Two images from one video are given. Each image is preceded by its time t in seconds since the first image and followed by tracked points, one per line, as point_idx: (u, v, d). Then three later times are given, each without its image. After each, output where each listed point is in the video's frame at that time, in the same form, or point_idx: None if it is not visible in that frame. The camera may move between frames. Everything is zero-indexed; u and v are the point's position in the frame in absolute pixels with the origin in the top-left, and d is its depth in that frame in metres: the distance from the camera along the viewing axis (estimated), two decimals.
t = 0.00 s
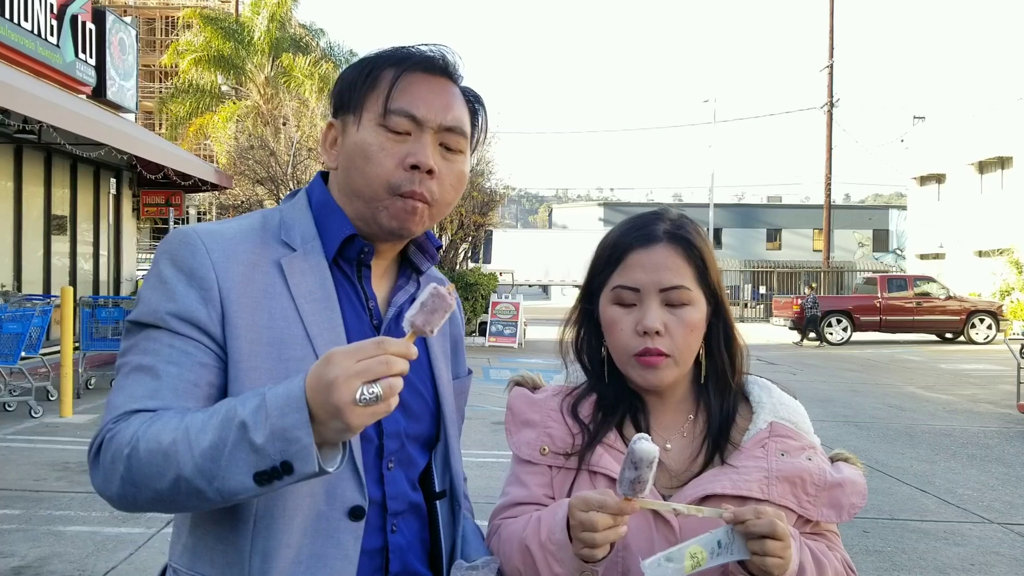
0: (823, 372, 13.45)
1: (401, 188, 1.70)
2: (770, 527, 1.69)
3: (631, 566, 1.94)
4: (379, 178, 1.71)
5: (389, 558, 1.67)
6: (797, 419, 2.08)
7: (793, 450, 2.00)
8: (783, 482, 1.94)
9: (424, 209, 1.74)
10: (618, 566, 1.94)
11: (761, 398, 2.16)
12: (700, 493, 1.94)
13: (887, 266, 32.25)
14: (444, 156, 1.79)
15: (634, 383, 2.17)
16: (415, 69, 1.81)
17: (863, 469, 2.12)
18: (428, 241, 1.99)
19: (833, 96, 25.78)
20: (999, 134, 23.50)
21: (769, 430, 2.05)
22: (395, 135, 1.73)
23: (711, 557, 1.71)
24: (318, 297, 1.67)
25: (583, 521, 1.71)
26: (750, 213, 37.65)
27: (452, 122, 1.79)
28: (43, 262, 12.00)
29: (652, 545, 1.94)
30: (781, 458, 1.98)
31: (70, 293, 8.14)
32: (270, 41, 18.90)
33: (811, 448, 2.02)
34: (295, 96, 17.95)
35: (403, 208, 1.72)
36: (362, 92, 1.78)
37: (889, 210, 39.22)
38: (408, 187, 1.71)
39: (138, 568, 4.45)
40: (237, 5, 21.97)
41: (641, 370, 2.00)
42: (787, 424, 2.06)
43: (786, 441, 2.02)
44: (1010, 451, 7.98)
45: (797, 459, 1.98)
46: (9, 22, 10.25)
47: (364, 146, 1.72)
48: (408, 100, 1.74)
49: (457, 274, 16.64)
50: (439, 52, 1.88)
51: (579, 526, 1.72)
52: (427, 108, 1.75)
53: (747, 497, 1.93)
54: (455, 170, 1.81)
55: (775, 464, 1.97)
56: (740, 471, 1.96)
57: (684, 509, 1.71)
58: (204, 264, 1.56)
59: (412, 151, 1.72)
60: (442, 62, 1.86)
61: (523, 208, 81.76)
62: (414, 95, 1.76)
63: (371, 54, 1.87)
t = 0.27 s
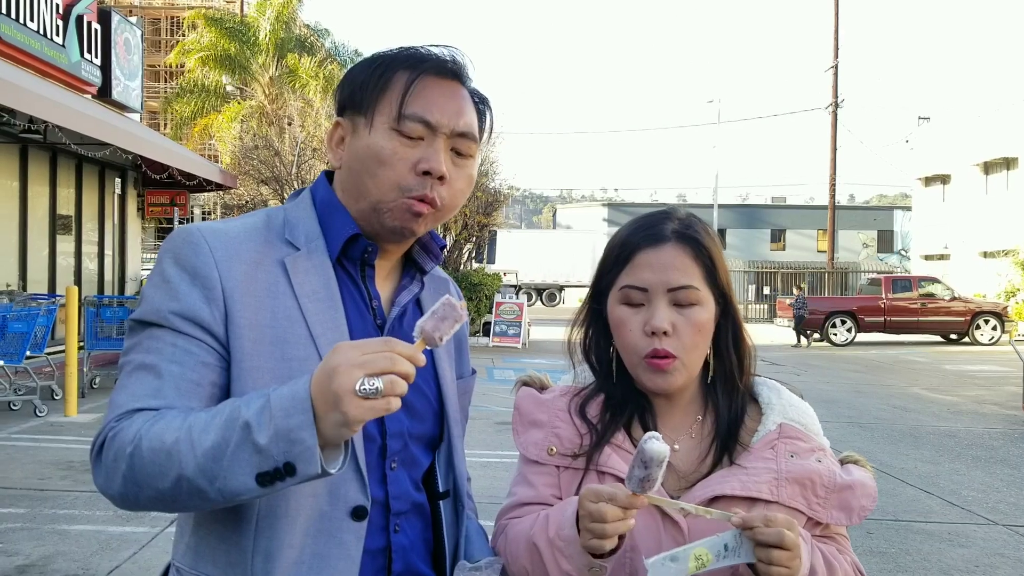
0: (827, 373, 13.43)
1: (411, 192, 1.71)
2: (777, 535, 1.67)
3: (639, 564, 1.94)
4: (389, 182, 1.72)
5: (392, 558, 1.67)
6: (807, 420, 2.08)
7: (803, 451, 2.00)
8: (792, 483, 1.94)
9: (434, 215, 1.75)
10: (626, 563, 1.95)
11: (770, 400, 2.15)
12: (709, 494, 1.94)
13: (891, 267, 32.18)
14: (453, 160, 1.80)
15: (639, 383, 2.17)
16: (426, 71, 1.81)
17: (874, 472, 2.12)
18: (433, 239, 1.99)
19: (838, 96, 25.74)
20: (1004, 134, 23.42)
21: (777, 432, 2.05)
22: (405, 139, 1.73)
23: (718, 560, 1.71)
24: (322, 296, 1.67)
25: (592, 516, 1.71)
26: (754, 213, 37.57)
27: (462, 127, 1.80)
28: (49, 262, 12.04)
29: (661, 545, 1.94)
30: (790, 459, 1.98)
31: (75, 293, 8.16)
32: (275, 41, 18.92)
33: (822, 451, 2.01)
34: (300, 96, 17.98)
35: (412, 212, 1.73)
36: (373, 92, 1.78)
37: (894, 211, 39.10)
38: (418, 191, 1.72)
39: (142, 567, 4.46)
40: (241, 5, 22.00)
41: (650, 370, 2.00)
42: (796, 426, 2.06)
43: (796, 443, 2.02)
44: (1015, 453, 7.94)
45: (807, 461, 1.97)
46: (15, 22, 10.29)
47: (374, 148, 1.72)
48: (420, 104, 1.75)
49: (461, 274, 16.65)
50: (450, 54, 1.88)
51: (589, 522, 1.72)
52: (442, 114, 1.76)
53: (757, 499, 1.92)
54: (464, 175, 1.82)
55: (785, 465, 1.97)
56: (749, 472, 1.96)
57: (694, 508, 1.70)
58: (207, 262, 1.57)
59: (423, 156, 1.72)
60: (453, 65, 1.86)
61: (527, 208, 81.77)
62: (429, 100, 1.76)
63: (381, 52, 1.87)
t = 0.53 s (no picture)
0: (829, 374, 13.42)
1: (445, 210, 1.73)
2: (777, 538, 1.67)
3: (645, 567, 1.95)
4: (425, 197, 1.71)
5: (393, 558, 1.67)
6: (813, 422, 2.08)
7: (809, 453, 2.00)
8: (799, 485, 1.94)
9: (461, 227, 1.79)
10: (632, 566, 1.96)
11: (776, 402, 2.15)
12: (715, 496, 1.93)
13: (893, 267, 32.14)
14: (479, 175, 1.82)
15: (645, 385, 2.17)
16: (456, 83, 1.81)
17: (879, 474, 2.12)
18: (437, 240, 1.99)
19: (840, 97, 25.71)
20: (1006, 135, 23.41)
21: (784, 434, 2.05)
22: (442, 154, 1.73)
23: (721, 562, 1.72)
24: (323, 296, 1.68)
25: (593, 520, 1.71)
26: (755, 213, 37.57)
27: (490, 143, 1.83)
28: (51, 262, 12.05)
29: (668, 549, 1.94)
30: (797, 461, 1.98)
31: (76, 293, 8.17)
32: (277, 41, 18.89)
33: (828, 452, 2.02)
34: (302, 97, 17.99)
35: (443, 227, 1.77)
36: (405, 100, 1.75)
37: (895, 211, 39.07)
38: (452, 210, 1.74)
39: (144, 567, 4.47)
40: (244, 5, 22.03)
41: (654, 370, 2.01)
42: (802, 427, 2.06)
43: (802, 445, 2.02)
44: (1017, 454, 7.93)
45: (813, 463, 1.97)
46: (18, 23, 10.31)
47: (409, 161, 1.71)
48: (457, 120, 1.75)
49: (462, 274, 16.66)
50: (473, 65, 1.88)
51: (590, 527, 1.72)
52: (473, 128, 1.77)
53: (764, 501, 1.92)
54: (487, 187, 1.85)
55: (791, 468, 1.97)
56: (756, 474, 1.96)
57: (694, 514, 1.69)
58: (207, 262, 1.57)
59: (457, 172, 1.74)
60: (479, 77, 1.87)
61: (528, 209, 81.78)
62: (459, 113, 1.76)
63: (405, 56, 1.84)
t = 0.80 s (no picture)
0: (828, 373, 13.42)
1: (459, 215, 1.76)
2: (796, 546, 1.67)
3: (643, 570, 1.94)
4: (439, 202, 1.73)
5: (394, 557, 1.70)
6: (814, 424, 2.07)
7: (809, 456, 2.00)
8: (799, 488, 1.95)
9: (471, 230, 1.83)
10: (630, 569, 1.95)
11: (777, 403, 2.15)
12: (715, 498, 1.93)
13: (893, 267, 32.14)
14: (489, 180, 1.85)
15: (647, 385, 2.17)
16: (468, 90, 1.83)
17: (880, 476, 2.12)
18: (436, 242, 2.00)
19: (839, 97, 25.71)
20: (1005, 134, 23.42)
21: (785, 435, 2.05)
22: (457, 160, 1.75)
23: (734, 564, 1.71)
24: (324, 296, 1.68)
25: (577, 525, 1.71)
26: (755, 213, 37.55)
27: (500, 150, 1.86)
28: (51, 261, 12.05)
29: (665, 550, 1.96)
30: (797, 464, 1.99)
31: (76, 292, 8.17)
32: (277, 40, 18.88)
33: (827, 455, 2.02)
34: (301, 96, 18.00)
35: (454, 231, 1.80)
36: (420, 107, 1.76)
37: (895, 211, 39.07)
38: (465, 215, 1.78)
39: (144, 567, 4.47)
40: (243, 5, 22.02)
41: (656, 372, 2.01)
42: (802, 429, 2.06)
43: (803, 447, 2.02)
44: (1016, 453, 7.94)
45: (814, 465, 1.98)
46: (18, 22, 10.31)
47: (425, 166, 1.73)
48: (473, 127, 1.78)
49: (462, 274, 16.67)
50: (482, 71, 1.90)
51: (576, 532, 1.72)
52: (486, 136, 1.81)
53: (763, 504, 1.92)
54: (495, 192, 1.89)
55: (792, 470, 1.97)
56: (756, 477, 1.96)
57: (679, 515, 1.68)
58: (208, 262, 1.58)
59: (470, 179, 1.77)
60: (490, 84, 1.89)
61: (528, 208, 81.75)
62: (472, 120, 1.79)
63: (417, 61, 1.85)
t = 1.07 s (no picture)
0: (829, 373, 13.42)
1: (453, 213, 1.75)
2: None
3: (641, 569, 1.93)
4: (433, 200, 1.73)
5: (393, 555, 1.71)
6: (817, 427, 2.07)
7: (812, 459, 2.00)
8: (800, 492, 1.95)
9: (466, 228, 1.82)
10: (627, 568, 1.94)
11: (781, 404, 2.14)
12: (714, 500, 1.93)
13: (894, 267, 32.13)
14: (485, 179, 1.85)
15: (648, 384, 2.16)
16: (465, 89, 1.83)
17: (882, 480, 2.12)
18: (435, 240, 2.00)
19: (840, 96, 25.70)
20: (1006, 133, 23.41)
21: (788, 438, 2.04)
22: (451, 159, 1.75)
23: None
24: (323, 295, 1.68)
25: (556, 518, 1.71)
26: (756, 213, 37.54)
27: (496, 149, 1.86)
28: (51, 262, 12.05)
29: (661, 547, 1.95)
30: (799, 467, 1.98)
31: (77, 293, 8.17)
32: (277, 40, 18.91)
33: (830, 459, 2.02)
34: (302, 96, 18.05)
35: (448, 229, 1.79)
36: (417, 105, 1.77)
37: (896, 210, 39.05)
38: (459, 213, 1.77)
39: (144, 566, 4.47)
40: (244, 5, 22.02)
41: (661, 369, 2.01)
42: (806, 431, 2.05)
43: (805, 450, 2.02)
44: (1017, 453, 7.93)
45: (816, 469, 1.98)
46: (18, 22, 10.31)
47: (419, 164, 1.73)
48: (467, 126, 1.78)
49: (463, 274, 16.68)
50: (480, 70, 1.90)
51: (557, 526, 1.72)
52: (482, 134, 1.81)
53: (763, 509, 1.92)
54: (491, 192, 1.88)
55: (793, 474, 1.97)
56: (757, 479, 1.96)
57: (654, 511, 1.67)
58: (207, 262, 1.58)
59: (464, 177, 1.76)
60: (487, 84, 1.89)
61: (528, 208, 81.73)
62: (469, 119, 1.79)
63: (415, 59, 1.85)
